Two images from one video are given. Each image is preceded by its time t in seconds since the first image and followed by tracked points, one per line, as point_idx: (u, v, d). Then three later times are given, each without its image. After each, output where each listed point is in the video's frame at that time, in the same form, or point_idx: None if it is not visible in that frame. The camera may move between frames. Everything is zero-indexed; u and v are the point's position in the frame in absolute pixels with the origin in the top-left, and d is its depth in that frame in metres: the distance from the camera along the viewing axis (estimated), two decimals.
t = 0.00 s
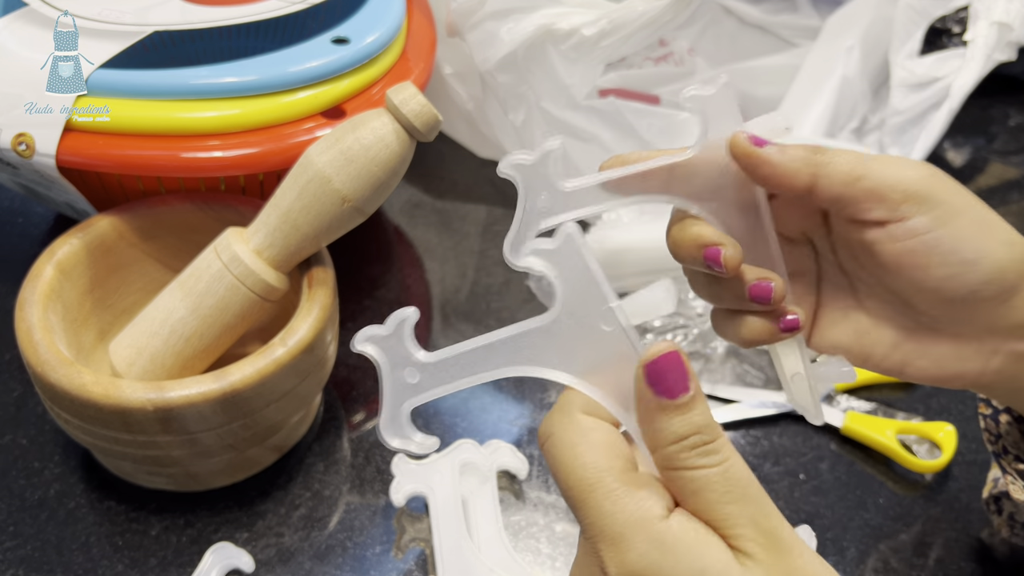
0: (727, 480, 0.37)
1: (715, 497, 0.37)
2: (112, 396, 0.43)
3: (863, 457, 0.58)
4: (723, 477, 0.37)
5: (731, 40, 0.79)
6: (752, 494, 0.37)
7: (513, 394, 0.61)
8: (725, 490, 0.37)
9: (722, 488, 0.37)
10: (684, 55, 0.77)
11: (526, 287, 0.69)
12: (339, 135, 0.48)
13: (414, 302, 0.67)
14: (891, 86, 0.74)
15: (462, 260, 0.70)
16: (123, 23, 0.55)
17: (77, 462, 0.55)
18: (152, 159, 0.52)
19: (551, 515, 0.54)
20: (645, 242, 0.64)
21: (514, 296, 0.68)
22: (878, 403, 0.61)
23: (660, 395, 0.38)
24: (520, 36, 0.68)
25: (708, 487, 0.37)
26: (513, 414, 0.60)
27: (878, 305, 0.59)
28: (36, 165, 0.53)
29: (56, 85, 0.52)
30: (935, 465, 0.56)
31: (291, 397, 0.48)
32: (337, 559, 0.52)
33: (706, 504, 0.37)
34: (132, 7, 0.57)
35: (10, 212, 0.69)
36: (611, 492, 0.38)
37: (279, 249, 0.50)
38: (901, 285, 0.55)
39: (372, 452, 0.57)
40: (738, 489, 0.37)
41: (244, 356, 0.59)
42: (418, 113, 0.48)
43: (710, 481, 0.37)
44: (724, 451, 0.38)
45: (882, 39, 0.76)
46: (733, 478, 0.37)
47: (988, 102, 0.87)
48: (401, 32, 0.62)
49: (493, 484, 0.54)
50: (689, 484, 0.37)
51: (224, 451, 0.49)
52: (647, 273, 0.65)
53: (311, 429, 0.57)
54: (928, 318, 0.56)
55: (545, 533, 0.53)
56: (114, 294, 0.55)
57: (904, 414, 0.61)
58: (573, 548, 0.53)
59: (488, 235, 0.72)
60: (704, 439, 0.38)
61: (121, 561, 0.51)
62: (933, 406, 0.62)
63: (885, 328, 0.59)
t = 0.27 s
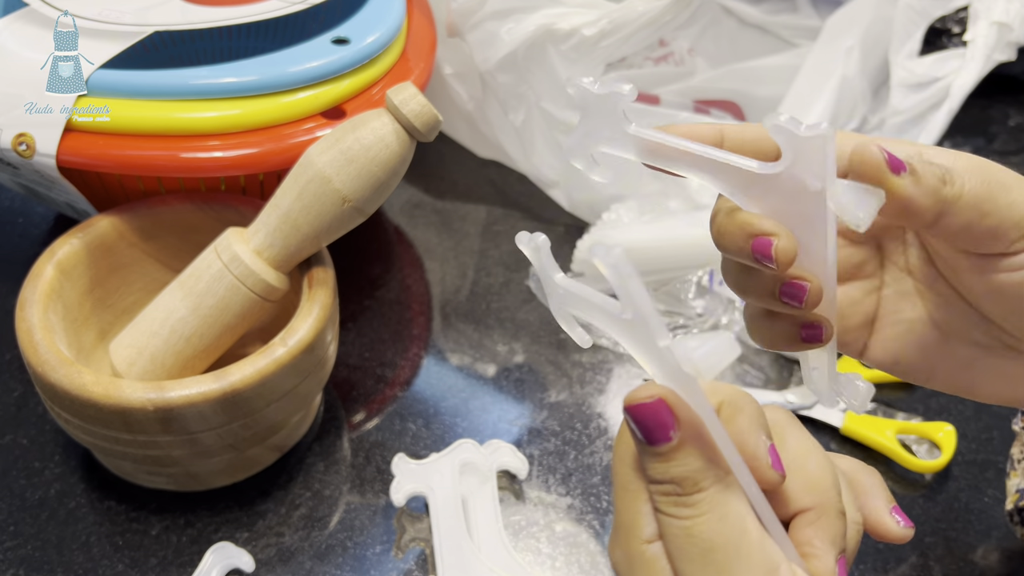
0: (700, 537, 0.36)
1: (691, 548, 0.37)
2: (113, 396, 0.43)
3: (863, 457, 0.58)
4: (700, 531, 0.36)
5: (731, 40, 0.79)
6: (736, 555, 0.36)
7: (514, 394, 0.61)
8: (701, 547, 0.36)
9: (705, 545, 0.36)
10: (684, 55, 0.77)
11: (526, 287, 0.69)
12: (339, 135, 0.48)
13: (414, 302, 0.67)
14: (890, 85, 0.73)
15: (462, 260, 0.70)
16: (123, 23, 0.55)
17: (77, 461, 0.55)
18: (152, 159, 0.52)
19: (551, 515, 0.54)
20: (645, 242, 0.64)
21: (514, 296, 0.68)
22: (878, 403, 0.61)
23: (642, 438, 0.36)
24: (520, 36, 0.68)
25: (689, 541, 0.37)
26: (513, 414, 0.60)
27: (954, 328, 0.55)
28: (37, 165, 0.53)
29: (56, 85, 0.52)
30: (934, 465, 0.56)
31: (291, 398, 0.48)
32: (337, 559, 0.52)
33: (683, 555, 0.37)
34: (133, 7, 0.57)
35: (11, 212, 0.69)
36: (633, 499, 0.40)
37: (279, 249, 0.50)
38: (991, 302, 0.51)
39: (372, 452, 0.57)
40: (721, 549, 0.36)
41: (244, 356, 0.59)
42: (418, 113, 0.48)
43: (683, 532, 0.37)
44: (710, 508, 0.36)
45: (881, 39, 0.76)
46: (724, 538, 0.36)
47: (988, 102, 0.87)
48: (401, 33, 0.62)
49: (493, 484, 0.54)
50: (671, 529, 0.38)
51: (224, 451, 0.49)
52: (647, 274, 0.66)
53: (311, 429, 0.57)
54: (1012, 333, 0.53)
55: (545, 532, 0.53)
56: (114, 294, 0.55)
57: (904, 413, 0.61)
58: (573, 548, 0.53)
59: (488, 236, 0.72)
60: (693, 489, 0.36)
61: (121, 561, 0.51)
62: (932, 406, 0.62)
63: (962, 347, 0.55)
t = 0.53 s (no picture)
0: (699, 537, 0.37)
1: (692, 547, 0.37)
2: (114, 396, 0.43)
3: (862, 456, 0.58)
4: (701, 532, 0.36)
5: (730, 41, 0.79)
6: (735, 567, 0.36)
7: (513, 394, 0.61)
8: (702, 548, 0.37)
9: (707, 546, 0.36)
10: (683, 56, 0.78)
11: (526, 287, 0.69)
12: (340, 135, 0.48)
13: (414, 302, 0.67)
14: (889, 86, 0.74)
15: (462, 260, 0.71)
16: (124, 24, 0.56)
17: (78, 461, 0.55)
18: (153, 159, 0.52)
19: (551, 514, 0.54)
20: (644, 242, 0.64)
21: (514, 296, 0.68)
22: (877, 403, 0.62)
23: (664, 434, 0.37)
24: (520, 36, 0.68)
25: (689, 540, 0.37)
26: (513, 414, 0.60)
27: (975, 351, 0.53)
28: (38, 165, 0.53)
29: (56, 85, 0.52)
30: (933, 464, 0.56)
31: (292, 397, 0.48)
32: (337, 558, 0.52)
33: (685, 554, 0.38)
34: (135, 8, 0.57)
35: (12, 212, 0.69)
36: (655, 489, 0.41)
37: (279, 249, 0.50)
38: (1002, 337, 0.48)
39: (373, 451, 0.57)
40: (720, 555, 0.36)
41: (244, 356, 0.59)
42: (418, 114, 0.48)
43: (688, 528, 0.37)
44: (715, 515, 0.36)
45: (882, 37, 0.76)
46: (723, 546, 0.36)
47: (986, 103, 0.87)
48: (401, 34, 0.62)
49: (493, 484, 0.54)
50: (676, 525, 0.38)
51: (224, 451, 0.49)
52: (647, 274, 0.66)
53: (311, 428, 0.57)
54: None
55: (545, 531, 0.54)
56: (116, 294, 0.56)
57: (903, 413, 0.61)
58: (573, 547, 0.53)
59: (487, 236, 0.73)
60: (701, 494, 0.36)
61: (122, 561, 0.51)
62: (930, 406, 0.62)
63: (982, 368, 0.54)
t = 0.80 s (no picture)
0: (777, 498, 0.36)
1: (756, 517, 0.36)
2: (112, 396, 0.43)
3: (863, 457, 0.58)
4: (773, 496, 0.36)
5: (732, 40, 0.79)
6: (807, 525, 0.36)
7: (513, 395, 0.61)
8: (771, 513, 0.36)
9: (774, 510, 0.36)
10: (684, 55, 0.78)
11: (526, 287, 0.69)
12: (339, 135, 0.48)
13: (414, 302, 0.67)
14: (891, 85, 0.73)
15: (461, 260, 0.70)
16: (122, 23, 0.55)
17: (77, 462, 0.55)
18: (151, 159, 0.52)
19: (551, 515, 0.54)
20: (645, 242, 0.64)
21: (514, 296, 0.68)
22: (879, 403, 0.61)
23: (714, 402, 0.37)
24: (520, 35, 0.68)
25: (759, 508, 0.36)
26: (513, 414, 0.60)
27: (963, 351, 0.57)
28: (36, 164, 0.53)
29: (57, 86, 0.52)
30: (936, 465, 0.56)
31: (291, 397, 0.48)
32: (337, 559, 0.52)
33: (750, 527, 0.36)
34: (133, 6, 0.57)
35: (10, 212, 0.69)
36: (658, 512, 0.38)
37: (278, 249, 0.50)
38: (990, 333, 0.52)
39: (372, 452, 0.57)
40: (793, 516, 0.36)
41: (243, 356, 0.59)
42: (418, 113, 0.48)
43: (758, 497, 0.36)
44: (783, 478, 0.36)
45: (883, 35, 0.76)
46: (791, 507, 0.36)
47: (989, 102, 0.87)
48: (400, 32, 0.62)
49: (493, 485, 0.54)
50: (732, 500, 0.37)
51: (223, 452, 0.49)
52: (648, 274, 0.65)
53: (311, 429, 0.57)
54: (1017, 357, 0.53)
55: (545, 533, 0.53)
56: (114, 294, 0.55)
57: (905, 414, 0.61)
58: (574, 549, 0.53)
59: (488, 235, 0.72)
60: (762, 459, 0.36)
61: (121, 562, 0.51)
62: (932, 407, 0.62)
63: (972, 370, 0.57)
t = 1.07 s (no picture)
0: (824, 493, 0.36)
1: (806, 514, 0.36)
2: (109, 397, 0.42)
3: (866, 458, 0.57)
4: (819, 493, 0.36)
5: (733, 38, 0.78)
6: (849, 518, 0.37)
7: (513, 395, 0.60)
8: (818, 510, 0.36)
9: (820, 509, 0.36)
10: (685, 54, 0.77)
11: (526, 287, 0.68)
12: (337, 134, 0.48)
13: (413, 303, 0.66)
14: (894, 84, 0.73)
15: (461, 260, 0.70)
16: (120, 21, 0.55)
17: (74, 463, 0.54)
18: (149, 158, 0.51)
19: (551, 517, 0.54)
20: (646, 242, 0.64)
21: (514, 296, 0.67)
22: (881, 405, 0.61)
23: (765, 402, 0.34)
24: (520, 34, 0.67)
25: (807, 506, 0.36)
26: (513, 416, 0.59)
27: (962, 359, 0.59)
28: (33, 164, 0.52)
29: (57, 86, 0.51)
30: (939, 467, 0.56)
31: (289, 398, 0.48)
32: (335, 561, 0.51)
33: (797, 523, 0.37)
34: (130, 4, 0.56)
35: (7, 211, 0.68)
36: (731, 525, 0.35)
37: (277, 249, 0.49)
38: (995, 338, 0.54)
39: (370, 454, 0.56)
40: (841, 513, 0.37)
41: (242, 356, 0.58)
42: (417, 112, 0.47)
43: (804, 495, 0.36)
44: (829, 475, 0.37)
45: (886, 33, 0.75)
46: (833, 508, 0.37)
47: (992, 100, 0.86)
48: (400, 30, 0.62)
49: (493, 486, 0.53)
50: (777, 498, 0.37)
51: (220, 453, 0.48)
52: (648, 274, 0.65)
53: (309, 430, 0.57)
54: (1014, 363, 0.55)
55: (545, 535, 0.53)
56: (111, 294, 0.55)
57: (908, 415, 0.60)
58: (574, 551, 0.52)
59: (487, 235, 0.72)
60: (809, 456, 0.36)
61: (118, 564, 0.50)
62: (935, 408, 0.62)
63: (973, 376, 0.58)
